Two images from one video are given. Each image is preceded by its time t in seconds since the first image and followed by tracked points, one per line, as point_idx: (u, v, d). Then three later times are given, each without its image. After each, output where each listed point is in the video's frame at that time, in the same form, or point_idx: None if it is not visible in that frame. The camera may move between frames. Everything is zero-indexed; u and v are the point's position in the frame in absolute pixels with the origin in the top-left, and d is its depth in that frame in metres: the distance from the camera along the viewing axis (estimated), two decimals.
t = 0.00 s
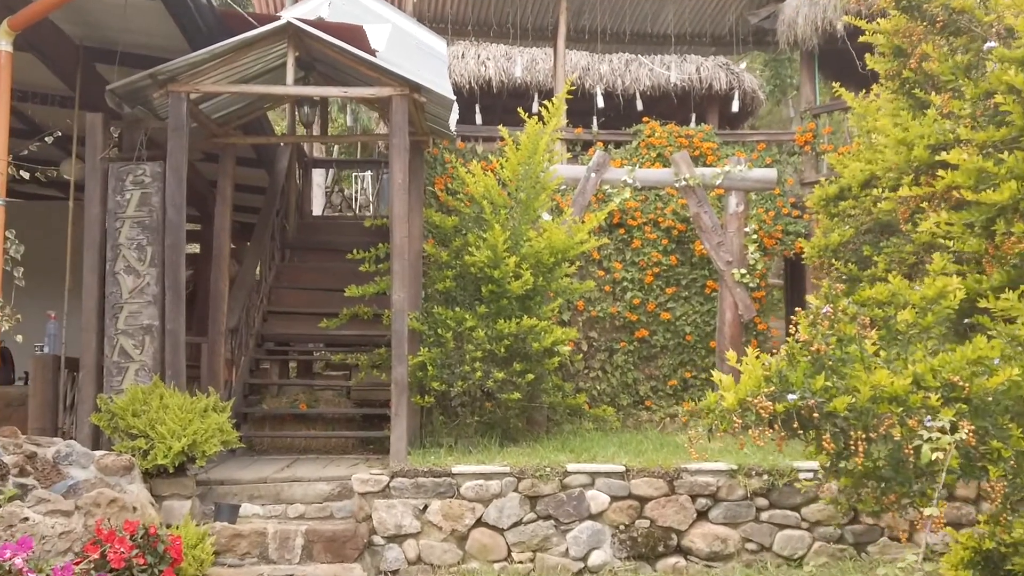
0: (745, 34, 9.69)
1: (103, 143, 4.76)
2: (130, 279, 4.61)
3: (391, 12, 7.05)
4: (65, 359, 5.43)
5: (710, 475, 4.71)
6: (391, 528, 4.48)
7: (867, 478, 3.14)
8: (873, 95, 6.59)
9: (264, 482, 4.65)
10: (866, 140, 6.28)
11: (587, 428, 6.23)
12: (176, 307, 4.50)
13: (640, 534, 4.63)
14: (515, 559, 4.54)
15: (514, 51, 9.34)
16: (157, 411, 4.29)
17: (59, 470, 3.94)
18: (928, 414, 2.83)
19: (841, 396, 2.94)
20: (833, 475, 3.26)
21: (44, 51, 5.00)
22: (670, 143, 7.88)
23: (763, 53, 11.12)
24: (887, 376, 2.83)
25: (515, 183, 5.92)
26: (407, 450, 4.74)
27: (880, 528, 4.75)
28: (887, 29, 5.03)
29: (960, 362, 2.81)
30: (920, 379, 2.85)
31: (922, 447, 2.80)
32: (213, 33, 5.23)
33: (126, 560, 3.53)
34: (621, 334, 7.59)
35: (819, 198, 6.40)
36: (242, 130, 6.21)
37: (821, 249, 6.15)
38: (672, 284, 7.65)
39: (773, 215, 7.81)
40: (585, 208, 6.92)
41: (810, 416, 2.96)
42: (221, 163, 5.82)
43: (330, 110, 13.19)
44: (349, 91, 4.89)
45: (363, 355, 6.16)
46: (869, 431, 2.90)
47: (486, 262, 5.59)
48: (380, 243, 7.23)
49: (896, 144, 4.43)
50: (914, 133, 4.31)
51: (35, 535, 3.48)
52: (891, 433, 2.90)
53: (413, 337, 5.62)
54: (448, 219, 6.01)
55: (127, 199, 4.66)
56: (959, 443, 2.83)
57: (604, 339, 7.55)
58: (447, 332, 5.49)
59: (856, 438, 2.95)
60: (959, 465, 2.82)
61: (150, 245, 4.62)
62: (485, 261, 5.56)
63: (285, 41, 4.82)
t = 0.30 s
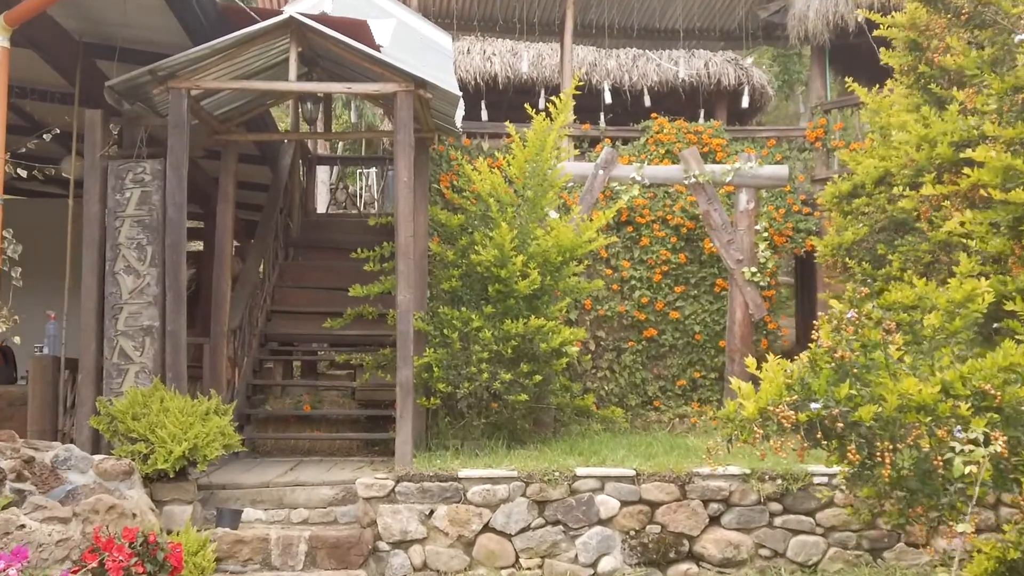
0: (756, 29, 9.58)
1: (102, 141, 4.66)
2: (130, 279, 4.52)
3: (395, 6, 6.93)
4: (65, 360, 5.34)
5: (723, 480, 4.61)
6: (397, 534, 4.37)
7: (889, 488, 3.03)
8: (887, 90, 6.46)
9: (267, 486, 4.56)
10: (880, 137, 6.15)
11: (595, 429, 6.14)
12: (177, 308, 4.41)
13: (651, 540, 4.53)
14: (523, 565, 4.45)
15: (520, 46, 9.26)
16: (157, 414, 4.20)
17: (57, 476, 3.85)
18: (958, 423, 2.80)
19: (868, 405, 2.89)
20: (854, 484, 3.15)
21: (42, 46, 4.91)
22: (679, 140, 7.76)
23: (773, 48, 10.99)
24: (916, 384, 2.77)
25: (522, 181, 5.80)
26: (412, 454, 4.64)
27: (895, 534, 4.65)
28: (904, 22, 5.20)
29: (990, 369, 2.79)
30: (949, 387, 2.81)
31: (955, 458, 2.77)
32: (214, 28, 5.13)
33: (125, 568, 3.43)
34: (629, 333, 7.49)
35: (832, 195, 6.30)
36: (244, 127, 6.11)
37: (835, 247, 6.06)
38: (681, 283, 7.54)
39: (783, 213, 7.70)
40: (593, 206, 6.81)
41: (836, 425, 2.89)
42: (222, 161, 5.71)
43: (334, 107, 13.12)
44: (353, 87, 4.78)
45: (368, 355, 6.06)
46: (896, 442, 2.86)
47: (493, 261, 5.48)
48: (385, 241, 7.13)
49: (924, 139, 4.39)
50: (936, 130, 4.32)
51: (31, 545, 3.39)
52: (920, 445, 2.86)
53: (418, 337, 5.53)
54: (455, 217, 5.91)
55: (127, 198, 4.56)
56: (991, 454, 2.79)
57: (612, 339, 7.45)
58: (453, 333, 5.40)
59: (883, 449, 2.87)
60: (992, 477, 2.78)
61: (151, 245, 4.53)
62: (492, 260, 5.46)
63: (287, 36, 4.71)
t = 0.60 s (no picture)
0: (766, 22, 9.45)
1: (104, 136, 4.57)
2: (132, 276, 4.43)
3: None
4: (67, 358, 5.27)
5: (737, 481, 4.51)
6: (404, 536, 4.29)
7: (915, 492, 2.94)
8: (901, 84, 6.36)
9: (272, 487, 4.46)
10: (893, 131, 6.05)
11: (604, 429, 6.05)
12: (180, 306, 4.32)
13: (663, 543, 4.43)
14: (534, 568, 4.36)
15: (527, 41, 9.19)
16: (160, 414, 4.12)
17: (58, 477, 3.78)
18: (993, 425, 2.78)
19: (897, 406, 2.91)
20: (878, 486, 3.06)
21: (42, 40, 4.82)
22: (688, 135, 7.66)
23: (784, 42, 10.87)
24: (948, 387, 2.76)
25: (530, 176, 5.71)
26: (420, 454, 4.55)
27: (914, 536, 4.55)
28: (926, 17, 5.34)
29: None
30: (984, 388, 2.78)
31: (991, 462, 2.75)
32: (216, 20, 5.03)
33: (126, 573, 3.35)
34: (638, 331, 7.39)
35: (847, 189, 6.11)
36: (249, 121, 6.02)
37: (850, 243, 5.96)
38: (691, 280, 7.44)
39: (794, 209, 7.59)
40: (602, 201, 6.71)
41: (866, 429, 2.93)
42: (226, 156, 5.61)
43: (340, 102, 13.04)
44: (359, 81, 4.69)
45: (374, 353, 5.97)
46: (927, 445, 2.89)
47: (501, 257, 5.38)
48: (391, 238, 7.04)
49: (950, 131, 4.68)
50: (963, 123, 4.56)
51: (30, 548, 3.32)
52: (952, 448, 2.87)
53: (425, 335, 5.45)
54: (462, 213, 5.80)
55: (129, 194, 4.47)
56: None
57: (621, 336, 7.35)
58: (461, 331, 5.31)
59: (915, 452, 2.90)
60: None
61: (153, 241, 4.44)
62: (500, 257, 5.36)
63: (292, 29, 4.62)
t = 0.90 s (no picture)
0: (779, 15, 9.33)
1: (107, 128, 4.48)
2: (135, 272, 4.34)
3: None
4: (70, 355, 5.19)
5: (754, 481, 4.41)
6: (413, 537, 4.20)
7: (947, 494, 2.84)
8: (918, 76, 6.23)
9: (278, 487, 4.36)
10: (912, 124, 5.90)
11: (616, 427, 5.94)
12: (184, 303, 4.23)
13: (679, 545, 4.33)
14: (546, 570, 4.26)
15: (535, 34, 9.09)
16: (164, 412, 4.03)
17: (60, 476, 3.71)
18: None
19: (933, 405, 2.83)
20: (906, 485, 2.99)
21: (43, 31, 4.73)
22: (700, 129, 7.54)
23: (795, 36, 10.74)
24: (989, 386, 2.68)
25: (540, 170, 5.60)
26: (429, 453, 4.45)
27: (935, 538, 4.44)
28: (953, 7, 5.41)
29: None
30: None
31: None
32: (220, 10, 4.93)
33: None
34: (649, 328, 7.28)
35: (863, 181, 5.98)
36: (254, 115, 5.93)
37: (866, 237, 5.84)
38: (702, 276, 7.32)
39: (808, 204, 7.47)
40: (613, 196, 6.60)
41: (902, 430, 2.84)
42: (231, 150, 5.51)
43: (346, 98, 12.95)
44: (366, 72, 4.58)
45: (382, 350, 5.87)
46: (966, 446, 2.80)
47: (511, 253, 5.27)
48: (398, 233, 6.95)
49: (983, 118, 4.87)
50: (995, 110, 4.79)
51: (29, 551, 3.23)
52: (992, 450, 2.79)
53: (434, 332, 5.35)
54: (471, 208, 5.68)
55: (132, 187, 4.38)
56: None
57: (631, 333, 7.25)
58: (470, 327, 5.21)
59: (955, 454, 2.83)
60: None
61: (157, 236, 4.35)
62: (510, 252, 5.25)
63: (298, 19, 4.51)
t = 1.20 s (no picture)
0: (791, 11, 9.21)
1: (109, 124, 4.38)
2: (138, 271, 4.24)
3: None
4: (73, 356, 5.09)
5: (772, 486, 4.29)
6: (423, 543, 4.10)
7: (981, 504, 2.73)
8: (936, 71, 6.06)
9: (284, 492, 4.25)
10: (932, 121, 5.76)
11: (628, 430, 5.83)
12: (188, 303, 4.13)
13: (695, 551, 4.22)
14: None
15: (543, 31, 9.00)
16: (168, 414, 3.93)
17: (60, 481, 3.64)
18: None
19: (973, 413, 2.90)
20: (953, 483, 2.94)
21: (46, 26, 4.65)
22: (712, 126, 7.42)
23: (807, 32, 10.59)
24: None
25: (551, 168, 5.49)
26: (438, 457, 4.35)
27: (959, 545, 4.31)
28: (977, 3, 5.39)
29: None
30: None
31: None
32: (225, 4, 4.83)
33: None
34: (660, 328, 7.16)
35: (881, 179, 5.85)
36: (259, 111, 5.83)
37: (885, 236, 5.71)
38: (714, 275, 7.20)
39: (822, 202, 7.35)
40: (624, 194, 6.49)
41: (943, 439, 2.89)
42: (236, 147, 5.41)
43: (353, 96, 12.87)
44: (375, 66, 4.47)
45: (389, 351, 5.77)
46: (1010, 454, 2.85)
47: (522, 252, 5.16)
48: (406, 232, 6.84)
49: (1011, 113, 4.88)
50: None
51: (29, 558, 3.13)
52: None
53: (443, 333, 5.25)
54: (480, 206, 5.57)
55: (135, 185, 4.28)
56: None
57: (642, 333, 7.13)
58: (480, 328, 5.11)
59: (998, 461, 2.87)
60: None
61: (161, 235, 4.25)
62: (520, 251, 5.14)
63: (305, 13, 4.41)
